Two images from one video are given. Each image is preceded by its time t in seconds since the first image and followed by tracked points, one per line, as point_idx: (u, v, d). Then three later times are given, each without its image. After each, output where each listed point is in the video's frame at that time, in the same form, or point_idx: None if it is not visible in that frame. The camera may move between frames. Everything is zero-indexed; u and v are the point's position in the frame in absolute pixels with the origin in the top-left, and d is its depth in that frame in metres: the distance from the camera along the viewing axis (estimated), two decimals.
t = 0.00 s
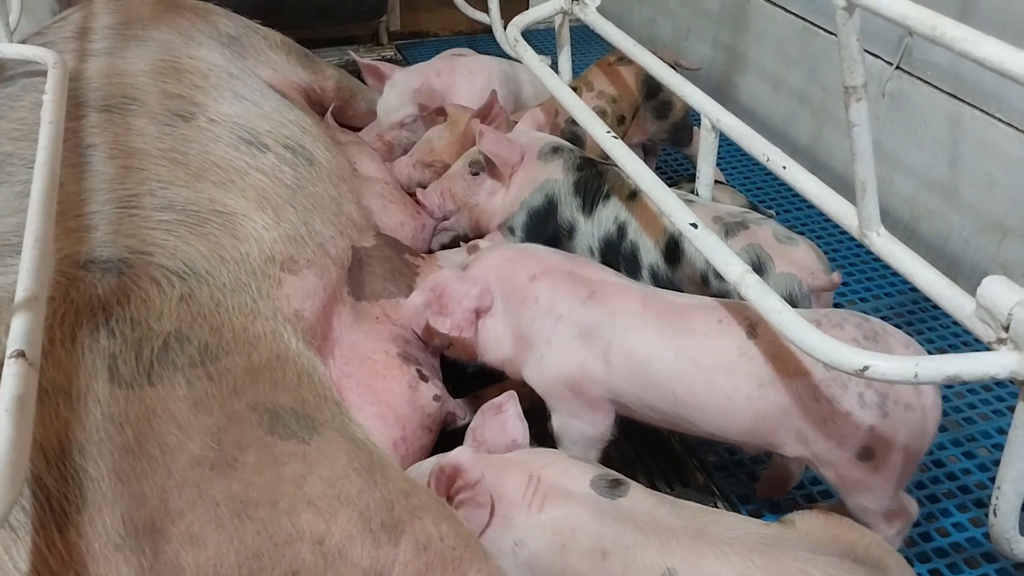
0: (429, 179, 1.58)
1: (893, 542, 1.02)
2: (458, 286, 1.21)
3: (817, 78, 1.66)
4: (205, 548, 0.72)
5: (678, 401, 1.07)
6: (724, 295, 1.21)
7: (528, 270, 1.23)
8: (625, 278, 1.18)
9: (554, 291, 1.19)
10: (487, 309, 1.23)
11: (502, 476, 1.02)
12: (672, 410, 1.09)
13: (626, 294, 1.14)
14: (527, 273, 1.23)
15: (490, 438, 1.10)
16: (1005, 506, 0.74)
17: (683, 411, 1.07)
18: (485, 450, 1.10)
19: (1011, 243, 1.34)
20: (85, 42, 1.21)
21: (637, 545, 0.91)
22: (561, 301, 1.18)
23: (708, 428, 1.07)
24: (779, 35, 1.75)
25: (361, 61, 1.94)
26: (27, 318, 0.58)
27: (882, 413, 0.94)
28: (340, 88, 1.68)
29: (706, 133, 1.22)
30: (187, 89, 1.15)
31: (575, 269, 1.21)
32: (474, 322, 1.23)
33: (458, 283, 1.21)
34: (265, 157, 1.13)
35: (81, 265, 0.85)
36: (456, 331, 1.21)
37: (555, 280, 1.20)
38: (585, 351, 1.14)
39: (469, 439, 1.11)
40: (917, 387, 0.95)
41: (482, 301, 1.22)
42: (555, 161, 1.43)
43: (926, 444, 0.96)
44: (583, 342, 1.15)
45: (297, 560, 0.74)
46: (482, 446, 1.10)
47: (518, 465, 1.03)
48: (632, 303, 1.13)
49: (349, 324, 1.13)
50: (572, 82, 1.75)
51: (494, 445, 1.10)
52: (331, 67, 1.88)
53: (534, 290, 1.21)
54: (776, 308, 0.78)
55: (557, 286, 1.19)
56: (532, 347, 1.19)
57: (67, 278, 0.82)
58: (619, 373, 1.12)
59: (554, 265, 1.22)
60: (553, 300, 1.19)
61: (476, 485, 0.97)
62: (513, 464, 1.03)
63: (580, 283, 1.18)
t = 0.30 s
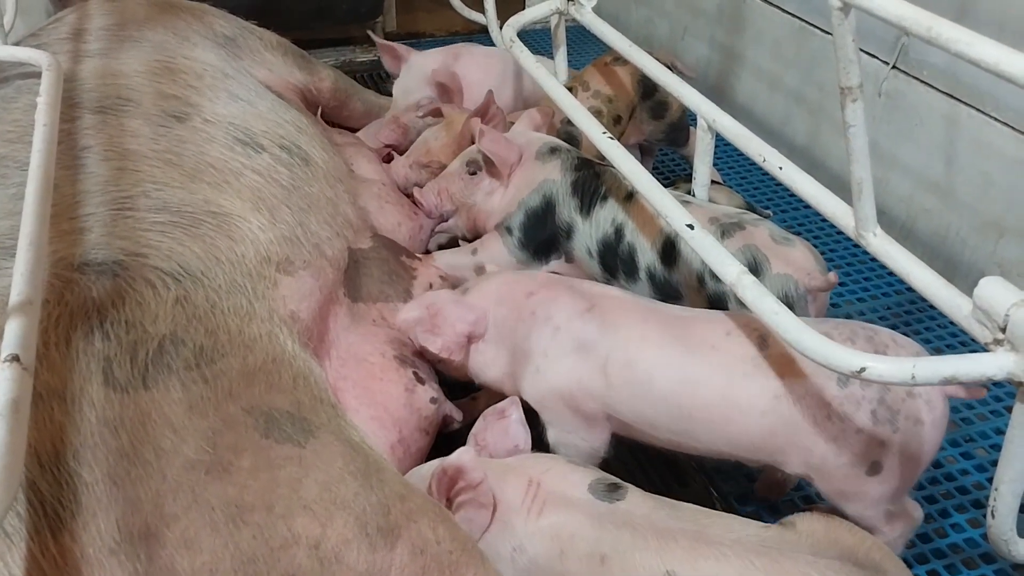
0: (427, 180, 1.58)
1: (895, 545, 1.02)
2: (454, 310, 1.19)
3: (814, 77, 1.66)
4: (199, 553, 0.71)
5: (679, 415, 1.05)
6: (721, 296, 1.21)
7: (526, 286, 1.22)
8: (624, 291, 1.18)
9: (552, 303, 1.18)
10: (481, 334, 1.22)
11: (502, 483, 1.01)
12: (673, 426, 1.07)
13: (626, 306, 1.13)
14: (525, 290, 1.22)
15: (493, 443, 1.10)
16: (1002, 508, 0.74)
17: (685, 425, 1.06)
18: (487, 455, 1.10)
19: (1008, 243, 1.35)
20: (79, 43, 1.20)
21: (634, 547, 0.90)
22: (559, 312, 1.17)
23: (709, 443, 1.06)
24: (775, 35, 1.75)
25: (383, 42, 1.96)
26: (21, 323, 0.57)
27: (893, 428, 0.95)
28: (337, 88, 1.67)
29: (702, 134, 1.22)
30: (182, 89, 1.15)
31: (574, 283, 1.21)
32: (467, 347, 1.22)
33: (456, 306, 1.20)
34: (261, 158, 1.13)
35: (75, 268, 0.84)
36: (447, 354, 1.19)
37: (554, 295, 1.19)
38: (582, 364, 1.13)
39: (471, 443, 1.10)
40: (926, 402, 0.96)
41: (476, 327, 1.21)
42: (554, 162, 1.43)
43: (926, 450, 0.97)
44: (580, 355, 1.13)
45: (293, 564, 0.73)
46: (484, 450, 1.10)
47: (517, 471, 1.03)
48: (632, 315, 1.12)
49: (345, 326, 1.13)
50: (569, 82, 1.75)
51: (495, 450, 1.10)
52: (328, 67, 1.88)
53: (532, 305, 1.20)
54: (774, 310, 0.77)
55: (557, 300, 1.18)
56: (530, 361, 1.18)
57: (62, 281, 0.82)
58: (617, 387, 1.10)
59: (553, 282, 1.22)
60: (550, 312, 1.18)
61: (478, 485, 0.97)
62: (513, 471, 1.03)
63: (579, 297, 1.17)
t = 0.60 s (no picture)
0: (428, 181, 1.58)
1: (900, 550, 1.02)
2: (489, 320, 1.20)
3: (815, 78, 1.66)
4: (199, 552, 0.71)
5: (701, 405, 1.06)
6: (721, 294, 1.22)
7: (553, 284, 1.21)
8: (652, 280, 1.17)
9: (581, 301, 1.17)
10: (517, 338, 1.21)
11: (505, 481, 1.02)
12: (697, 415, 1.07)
13: (656, 297, 1.12)
14: (551, 288, 1.21)
15: (494, 435, 1.10)
16: (1003, 508, 0.74)
17: (704, 413, 1.06)
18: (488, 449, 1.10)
19: (1009, 243, 1.34)
20: (80, 42, 1.20)
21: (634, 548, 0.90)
22: (588, 309, 1.16)
23: (731, 429, 1.07)
24: (776, 35, 1.75)
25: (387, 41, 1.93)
26: (21, 322, 0.57)
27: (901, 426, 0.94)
28: (338, 88, 1.67)
29: (702, 134, 1.22)
30: (182, 88, 1.15)
31: (599, 275, 1.20)
32: (505, 352, 1.21)
33: (486, 316, 1.20)
34: (261, 156, 1.13)
35: (76, 266, 0.84)
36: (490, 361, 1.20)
37: (580, 291, 1.18)
38: (610, 358, 1.12)
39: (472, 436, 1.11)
40: (939, 406, 0.94)
41: (514, 332, 1.20)
42: (554, 162, 1.43)
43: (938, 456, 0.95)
44: (609, 349, 1.12)
45: (293, 563, 0.73)
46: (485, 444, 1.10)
47: (520, 467, 1.03)
48: (656, 308, 1.11)
49: (345, 326, 1.13)
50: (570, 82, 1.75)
51: (496, 442, 1.10)
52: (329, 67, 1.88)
53: (559, 304, 1.19)
54: (774, 311, 0.77)
55: (585, 295, 1.17)
56: (559, 356, 1.17)
57: (61, 280, 0.82)
58: (644, 380, 1.10)
59: (579, 277, 1.20)
60: (580, 310, 1.17)
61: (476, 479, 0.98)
62: (516, 466, 1.03)
63: (607, 289, 1.16)
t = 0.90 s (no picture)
0: (426, 183, 1.58)
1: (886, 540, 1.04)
2: (450, 330, 1.17)
3: (813, 79, 1.66)
4: (198, 554, 0.71)
5: (695, 411, 1.05)
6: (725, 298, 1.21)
7: (522, 298, 1.20)
8: (629, 288, 1.16)
9: (554, 310, 1.16)
10: (481, 350, 1.20)
11: (517, 475, 1.02)
12: (689, 421, 1.07)
13: (637, 307, 1.12)
14: (522, 302, 1.19)
15: (497, 434, 1.09)
16: (1002, 509, 0.74)
17: (698, 419, 1.06)
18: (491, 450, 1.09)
19: (1007, 244, 1.34)
20: (78, 43, 1.20)
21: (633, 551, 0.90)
22: (564, 319, 1.14)
23: (725, 433, 1.06)
24: (775, 36, 1.75)
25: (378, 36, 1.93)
26: (19, 324, 0.57)
27: (896, 411, 0.97)
28: (336, 89, 1.67)
29: (702, 134, 1.22)
30: (181, 89, 1.15)
31: (573, 286, 1.19)
32: (468, 365, 1.20)
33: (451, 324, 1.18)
34: (260, 158, 1.12)
35: (74, 268, 0.84)
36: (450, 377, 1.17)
37: (552, 303, 1.17)
38: (592, 369, 1.11)
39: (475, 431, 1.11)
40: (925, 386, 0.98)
41: (475, 344, 1.19)
42: (555, 163, 1.43)
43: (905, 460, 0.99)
44: (590, 360, 1.11)
45: (292, 566, 0.73)
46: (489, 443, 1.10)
47: (532, 463, 1.04)
48: (639, 316, 1.10)
49: (344, 329, 1.13)
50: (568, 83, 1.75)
51: (501, 441, 1.10)
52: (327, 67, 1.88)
53: (530, 316, 1.17)
54: (772, 311, 0.77)
55: (559, 306, 1.16)
56: (536, 367, 1.15)
57: (59, 282, 0.82)
58: (631, 388, 1.09)
59: (549, 289, 1.19)
60: (553, 319, 1.15)
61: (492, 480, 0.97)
62: (529, 462, 1.04)
63: (583, 300, 1.15)
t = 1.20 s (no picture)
0: (425, 182, 1.59)
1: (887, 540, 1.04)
2: (461, 337, 1.18)
3: (813, 78, 1.66)
4: (200, 550, 0.71)
5: (692, 414, 1.05)
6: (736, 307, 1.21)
7: (524, 300, 1.21)
8: (628, 292, 1.16)
9: (555, 310, 1.17)
10: (488, 357, 1.20)
11: (503, 450, 1.03)
12: (682, 424, 1.07)
13: (634, 310, 1.12)
14: (524, 304, 1.21)
15: (466, 411, 1.12)
16: (1002, 507, 0.74)
17: (694, 422, 1.05)
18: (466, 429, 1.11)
19: (1007, 242, 1.35)
20: (79, 41, 1.20)
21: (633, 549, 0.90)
22: (564, 318, 1.15)
23: (724, 437, 1.05)
24: (775, 35, 1.76)
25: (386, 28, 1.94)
26: (20, 322, 0.57)
27: (898, 407, 0.97)
28: (337, 87, 1.67)
29: (702, 133, 1.22)
30: (181, 88, 1.15)
31: (573, 287, 1.20)
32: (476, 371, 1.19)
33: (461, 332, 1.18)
34: (261, 157, 1.13)
35: (75, 267, 0.84)
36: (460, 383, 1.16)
37: (553, 303, 1.18)
38: (592, 371, 1.12)
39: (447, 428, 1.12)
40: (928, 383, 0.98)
41: (483, 350, 1.19)
42: (550, 169, 1.43)
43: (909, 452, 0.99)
44: (588, 362, 1.12)
45: (293, 561, 0.73)
46: (461, 422, 1.11)
47: (520, 437, 1.04)
48: (637, 318, 1.11)
49: (344, 328, 1.13)
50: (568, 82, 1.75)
51: (473, 418, 1.11)
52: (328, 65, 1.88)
53: (531, 317, 1.18)
54: (771, 309, 0.77)
55: (559, 306, 1.17)
56: (536, 367, 1.16)
57: (61, 280, 0.82)
58: (630, 390, 1.09)
59: (549, 291, 1.20)
60: (554, 318, 1.16)
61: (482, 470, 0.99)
62: (513, 438, 1.04)
63: (583, 300, 1.16)
